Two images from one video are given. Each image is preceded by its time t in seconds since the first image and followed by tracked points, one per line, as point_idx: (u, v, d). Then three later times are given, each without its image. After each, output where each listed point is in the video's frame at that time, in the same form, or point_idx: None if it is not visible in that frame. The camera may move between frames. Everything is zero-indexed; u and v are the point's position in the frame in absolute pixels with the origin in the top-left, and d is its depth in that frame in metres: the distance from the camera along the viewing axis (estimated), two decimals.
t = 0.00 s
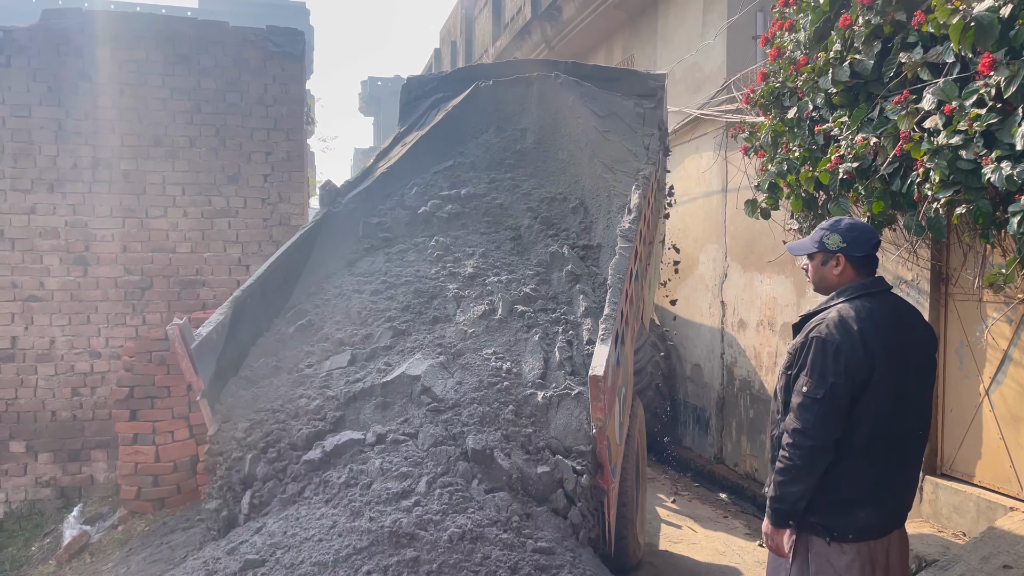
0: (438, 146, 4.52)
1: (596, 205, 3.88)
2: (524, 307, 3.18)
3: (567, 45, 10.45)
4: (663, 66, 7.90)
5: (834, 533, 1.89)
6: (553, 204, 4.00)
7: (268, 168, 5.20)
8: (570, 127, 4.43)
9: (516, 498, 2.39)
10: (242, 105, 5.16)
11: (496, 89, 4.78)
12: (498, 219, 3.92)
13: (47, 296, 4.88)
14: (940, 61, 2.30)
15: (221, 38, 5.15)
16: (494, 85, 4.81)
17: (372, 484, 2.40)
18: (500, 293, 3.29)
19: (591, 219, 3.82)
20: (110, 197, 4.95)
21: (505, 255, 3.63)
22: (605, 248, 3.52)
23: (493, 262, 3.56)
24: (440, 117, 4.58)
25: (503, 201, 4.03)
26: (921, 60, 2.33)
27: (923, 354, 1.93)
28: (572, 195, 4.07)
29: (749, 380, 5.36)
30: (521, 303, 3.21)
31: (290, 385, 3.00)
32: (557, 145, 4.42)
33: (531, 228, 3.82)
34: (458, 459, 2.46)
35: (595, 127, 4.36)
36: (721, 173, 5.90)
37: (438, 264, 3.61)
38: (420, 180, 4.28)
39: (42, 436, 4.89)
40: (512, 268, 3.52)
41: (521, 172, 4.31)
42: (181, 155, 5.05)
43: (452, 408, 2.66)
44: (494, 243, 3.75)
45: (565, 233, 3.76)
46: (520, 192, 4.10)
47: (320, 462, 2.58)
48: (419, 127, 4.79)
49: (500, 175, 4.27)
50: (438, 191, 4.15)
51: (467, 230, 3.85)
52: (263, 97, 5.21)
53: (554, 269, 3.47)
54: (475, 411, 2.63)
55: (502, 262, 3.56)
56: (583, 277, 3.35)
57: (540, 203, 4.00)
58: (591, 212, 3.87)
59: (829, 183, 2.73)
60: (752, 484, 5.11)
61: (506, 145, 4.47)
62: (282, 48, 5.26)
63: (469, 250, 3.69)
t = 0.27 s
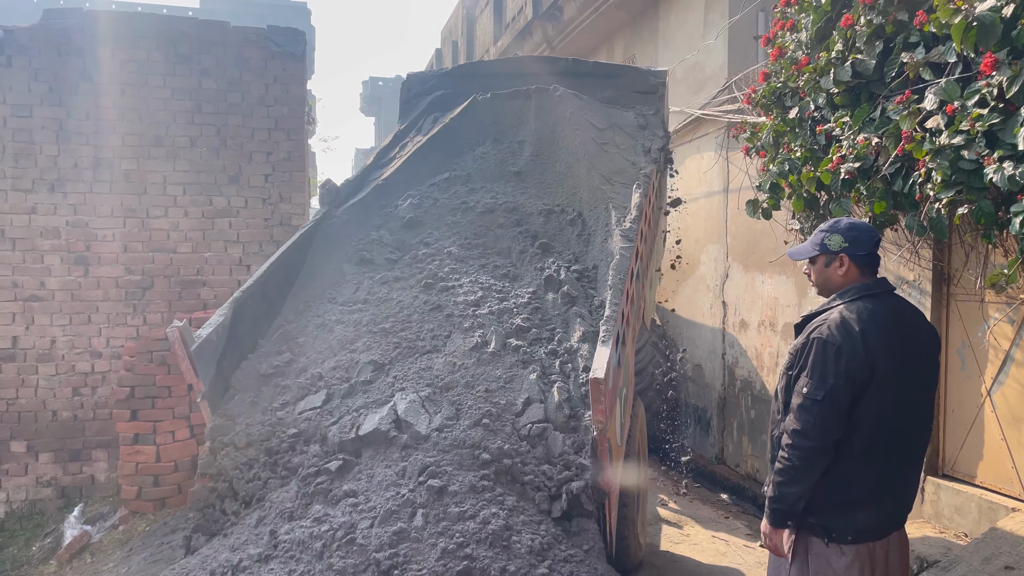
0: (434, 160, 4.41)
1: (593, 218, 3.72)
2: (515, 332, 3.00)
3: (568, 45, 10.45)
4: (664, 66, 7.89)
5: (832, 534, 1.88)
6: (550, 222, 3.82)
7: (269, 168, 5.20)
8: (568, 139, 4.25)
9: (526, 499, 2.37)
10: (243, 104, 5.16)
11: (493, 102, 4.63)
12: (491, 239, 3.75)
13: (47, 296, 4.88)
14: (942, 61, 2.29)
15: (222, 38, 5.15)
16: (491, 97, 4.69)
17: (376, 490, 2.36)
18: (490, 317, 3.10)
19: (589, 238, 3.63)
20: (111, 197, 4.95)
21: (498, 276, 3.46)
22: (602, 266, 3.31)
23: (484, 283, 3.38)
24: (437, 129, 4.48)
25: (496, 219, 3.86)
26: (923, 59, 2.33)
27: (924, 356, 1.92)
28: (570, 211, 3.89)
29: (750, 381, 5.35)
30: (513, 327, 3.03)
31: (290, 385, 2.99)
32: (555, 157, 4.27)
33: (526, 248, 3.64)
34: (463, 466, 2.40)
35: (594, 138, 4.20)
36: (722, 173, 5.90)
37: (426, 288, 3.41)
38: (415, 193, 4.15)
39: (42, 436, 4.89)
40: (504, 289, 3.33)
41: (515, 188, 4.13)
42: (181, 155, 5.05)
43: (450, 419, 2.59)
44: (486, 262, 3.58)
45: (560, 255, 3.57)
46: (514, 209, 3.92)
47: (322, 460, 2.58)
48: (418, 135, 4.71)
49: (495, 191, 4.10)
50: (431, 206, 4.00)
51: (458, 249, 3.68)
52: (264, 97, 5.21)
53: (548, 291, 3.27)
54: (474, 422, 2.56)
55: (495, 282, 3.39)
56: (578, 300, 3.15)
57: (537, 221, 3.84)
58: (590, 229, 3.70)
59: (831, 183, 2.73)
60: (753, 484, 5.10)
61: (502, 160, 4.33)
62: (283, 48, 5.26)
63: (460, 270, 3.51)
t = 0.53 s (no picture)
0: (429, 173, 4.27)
1: (592, 233, 3.52)
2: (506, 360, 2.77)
3: (569, 45, 10.45)
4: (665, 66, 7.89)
5: (833, 534, 1.88)
6: (545, 239, 3.62)
7: (270, 168, 5.20)
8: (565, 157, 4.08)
9: (535, 504, 2.34)
10: (244, 104, 5.16)
11: (489, 119, 4.52)
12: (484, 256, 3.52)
13: (48, 295, 4.88)
14: (943, 61, 2.29)
15: (223, 38, 5.15)
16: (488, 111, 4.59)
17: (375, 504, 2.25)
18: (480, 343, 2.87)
19: (587, 250, 3.48)
20: (112, 197, 4.95)
21: (490, 294, 3.22)
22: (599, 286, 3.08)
23: (476, 303, 3.16)
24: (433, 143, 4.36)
25: (489, 235, 3.63)
26: (924, 59, 2.33)
27: (924, 356, 1.92)
28: (567, 226, 3.67)
29: (750, 381, 5.35)
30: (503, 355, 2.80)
31: (289, 383, 2.99)
32: (552, 174, 4.06)
33: (520, 266, 3.43)
34: (464, 491, 2.29)
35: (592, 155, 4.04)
36: (723, 173, 5.90)
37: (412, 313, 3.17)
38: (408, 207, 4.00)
39: (43, 436, 4.89)
40: (496, 310, 3.10)
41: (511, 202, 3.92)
42: (182, 155, 5.05)
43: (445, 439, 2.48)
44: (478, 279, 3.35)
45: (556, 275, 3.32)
46: (508, 224, 3.72)
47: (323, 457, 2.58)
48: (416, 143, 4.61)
49: (489, 206, 3.90)
50: (422, 220, 3.84)
51: (449, 265, 3.46)
52: (264, 97, 5.21)
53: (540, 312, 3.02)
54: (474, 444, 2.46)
55: (486, 301, 3.16)
56: (574, 324, 2.91)
57: (533, 238, 3.63)
58: (587, 246, 3.48)
59: (832, 183, 2.73)
60: (753, 484, 5.09)
61: (497, 175, 4.16)
62: (284, 48, 5.26)
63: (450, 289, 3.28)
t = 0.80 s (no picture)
0: (420, 193, 4.20)
1: (597, 226, 3.60)
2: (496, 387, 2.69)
3: (569, 45, 10.45)
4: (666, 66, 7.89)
5: (832, 534, 1.88)
6: (539, 258, 3.52)
7: (270, 167, 5.19)
8: (561, 180, 4.01)
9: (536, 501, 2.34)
10: (244, 104, 5.16)
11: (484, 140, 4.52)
12: (475, 275, 3.42)
13: (48, 295, 4.88)
14: (945, 60, 2.28)
15: (223, 38, 5.15)
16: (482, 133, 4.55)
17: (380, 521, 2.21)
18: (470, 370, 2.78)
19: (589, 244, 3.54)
20: (112, 196, 4.95)
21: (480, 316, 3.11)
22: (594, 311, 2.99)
23: (466, 326, 3.05)
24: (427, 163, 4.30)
25: (481, 254, 3.53)
26: (926, 59, 2.32)
27: (924, 356, 1.91)
28: (562, 246, 3.59)
29: (751, 381, 5.34)
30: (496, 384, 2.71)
31: (290, 382, 2.98)
32: (547, 195, 4.00)
33: (512, 286, 3.33)
34: (468, 510, 2.25)
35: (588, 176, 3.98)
36: (724, 173, 5.89)
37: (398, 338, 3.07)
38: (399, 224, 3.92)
39: (43, 435, 4.89)
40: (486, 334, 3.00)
41: (504, 220, 3.83)
42: (183, 154, 5.05)
43: (437, 455, 2.43)
44: (469, 300, 3.24)
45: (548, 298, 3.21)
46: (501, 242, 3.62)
47: (324, 456, 2.58)
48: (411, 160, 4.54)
49: (481, 223, 3.81)
50: (413, 237, 3.78)
51: (440, 285, 3.36)
52: (265, 96, 5.20)
53: (534, 338, 2.93)
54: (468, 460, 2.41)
55: (476, 324, 3.06)
56: (569, 350, 2.83)
57: (527, 257, 3.53)
58: (582, 266, 3.39)
59: (833, 183, 2.73)
60: (753, 485, 5.09)
61: (490, 193, 4.07)
62: (285, 48, 5.25)
63: (440, 312, 3.18)
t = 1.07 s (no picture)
0: (409, 212, 4.03)
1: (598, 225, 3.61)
2: (490, 415, 2.57)
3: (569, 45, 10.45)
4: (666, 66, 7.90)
5: (832, 534, 1.88)
6: (533, 279, 3.35)
7: (270, 167, 5.19)
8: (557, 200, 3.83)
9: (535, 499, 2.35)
10: (245, 104, 5.16)
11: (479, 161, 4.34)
12: (465, 295, 3.23)
13: (48, 294, 4.88)
14: (946, 60, 2.28)
15: (223, 38, 5.14)
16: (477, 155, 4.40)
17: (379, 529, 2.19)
18: (461, 401, 2.62)
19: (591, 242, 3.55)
20: (112, 196, 4.95)
21: (471, 342, 2.93)
22: (592, 327, 2.91)
23: (455, 353, 2.87)
24: (418, 183, 4.15)
25: (473, 271, 3.34)
26: (927, 59, 2.32)
27: (925, 357, 1.92)
28: (558, 266, 3.42)
29: (751, 381, 5.34)
30: (486, 421, 2.55)
31: (290, 382, 2.98)
32: (543, 214, 3.79)
33: (504, 308, 3.14)
34: (470, 524, 2.22)
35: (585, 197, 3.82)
36: (724, 173, 5.89)
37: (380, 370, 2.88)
38: (385, 242, 3.76)
39: (43, 435, 4.89)
40: (477, 364, 2.82)
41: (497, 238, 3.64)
42: (182, 154, 5.05)
43: (434, 460, 2.41)
44: (460, 324, 3.06)
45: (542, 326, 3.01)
46: (494, 260, 3.43)
47: (324, 455, 2.58)
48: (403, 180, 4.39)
49: (472, 240, 3.62)
50: (414, 238, 3.78)
51: (429, 308, 3.18)
52: (265, 96, 5.20)
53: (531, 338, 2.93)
54: (463, 477, 2.36)
55: (467, 352, 2.87)
56: (565, 382, 2.68)
57: (520, 277, 3.36)
58: (578, 289, 3.22)
59: (833, 183, 2.73)
60: (753, 485, 5.10)
61: (483, 210, 3.88)
62: (285, 47, 5.25)
63: (428, 337, 3.00)
